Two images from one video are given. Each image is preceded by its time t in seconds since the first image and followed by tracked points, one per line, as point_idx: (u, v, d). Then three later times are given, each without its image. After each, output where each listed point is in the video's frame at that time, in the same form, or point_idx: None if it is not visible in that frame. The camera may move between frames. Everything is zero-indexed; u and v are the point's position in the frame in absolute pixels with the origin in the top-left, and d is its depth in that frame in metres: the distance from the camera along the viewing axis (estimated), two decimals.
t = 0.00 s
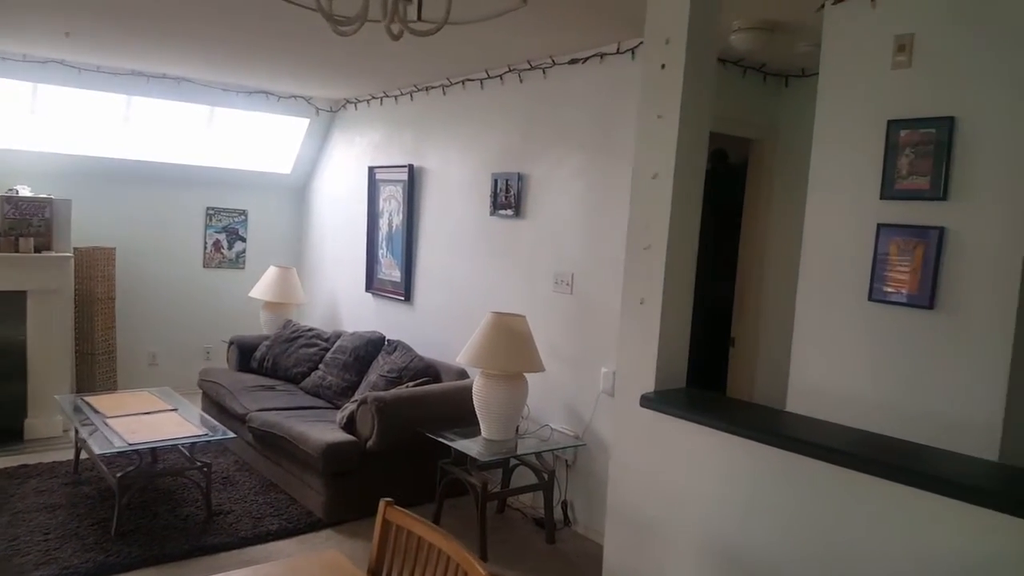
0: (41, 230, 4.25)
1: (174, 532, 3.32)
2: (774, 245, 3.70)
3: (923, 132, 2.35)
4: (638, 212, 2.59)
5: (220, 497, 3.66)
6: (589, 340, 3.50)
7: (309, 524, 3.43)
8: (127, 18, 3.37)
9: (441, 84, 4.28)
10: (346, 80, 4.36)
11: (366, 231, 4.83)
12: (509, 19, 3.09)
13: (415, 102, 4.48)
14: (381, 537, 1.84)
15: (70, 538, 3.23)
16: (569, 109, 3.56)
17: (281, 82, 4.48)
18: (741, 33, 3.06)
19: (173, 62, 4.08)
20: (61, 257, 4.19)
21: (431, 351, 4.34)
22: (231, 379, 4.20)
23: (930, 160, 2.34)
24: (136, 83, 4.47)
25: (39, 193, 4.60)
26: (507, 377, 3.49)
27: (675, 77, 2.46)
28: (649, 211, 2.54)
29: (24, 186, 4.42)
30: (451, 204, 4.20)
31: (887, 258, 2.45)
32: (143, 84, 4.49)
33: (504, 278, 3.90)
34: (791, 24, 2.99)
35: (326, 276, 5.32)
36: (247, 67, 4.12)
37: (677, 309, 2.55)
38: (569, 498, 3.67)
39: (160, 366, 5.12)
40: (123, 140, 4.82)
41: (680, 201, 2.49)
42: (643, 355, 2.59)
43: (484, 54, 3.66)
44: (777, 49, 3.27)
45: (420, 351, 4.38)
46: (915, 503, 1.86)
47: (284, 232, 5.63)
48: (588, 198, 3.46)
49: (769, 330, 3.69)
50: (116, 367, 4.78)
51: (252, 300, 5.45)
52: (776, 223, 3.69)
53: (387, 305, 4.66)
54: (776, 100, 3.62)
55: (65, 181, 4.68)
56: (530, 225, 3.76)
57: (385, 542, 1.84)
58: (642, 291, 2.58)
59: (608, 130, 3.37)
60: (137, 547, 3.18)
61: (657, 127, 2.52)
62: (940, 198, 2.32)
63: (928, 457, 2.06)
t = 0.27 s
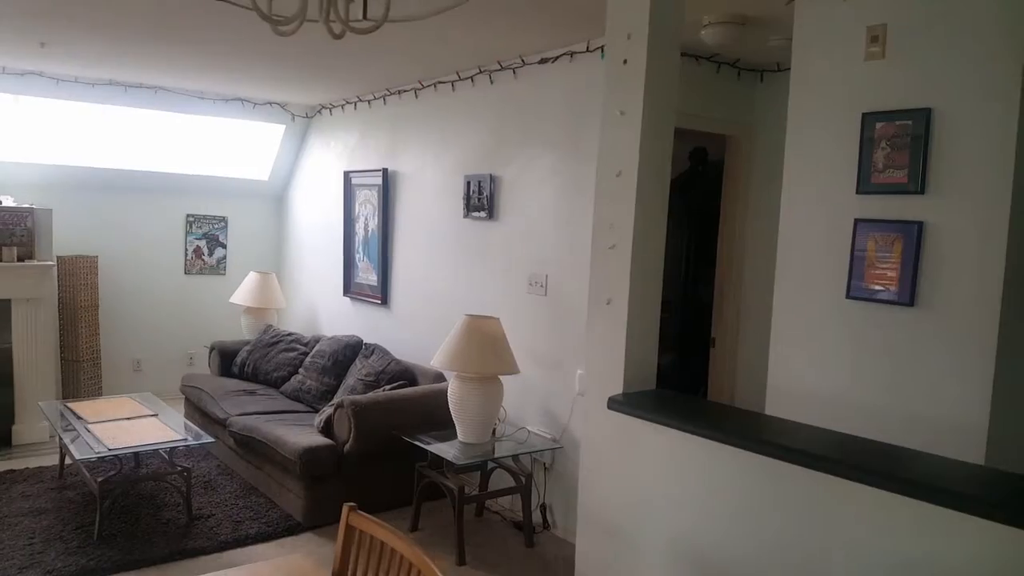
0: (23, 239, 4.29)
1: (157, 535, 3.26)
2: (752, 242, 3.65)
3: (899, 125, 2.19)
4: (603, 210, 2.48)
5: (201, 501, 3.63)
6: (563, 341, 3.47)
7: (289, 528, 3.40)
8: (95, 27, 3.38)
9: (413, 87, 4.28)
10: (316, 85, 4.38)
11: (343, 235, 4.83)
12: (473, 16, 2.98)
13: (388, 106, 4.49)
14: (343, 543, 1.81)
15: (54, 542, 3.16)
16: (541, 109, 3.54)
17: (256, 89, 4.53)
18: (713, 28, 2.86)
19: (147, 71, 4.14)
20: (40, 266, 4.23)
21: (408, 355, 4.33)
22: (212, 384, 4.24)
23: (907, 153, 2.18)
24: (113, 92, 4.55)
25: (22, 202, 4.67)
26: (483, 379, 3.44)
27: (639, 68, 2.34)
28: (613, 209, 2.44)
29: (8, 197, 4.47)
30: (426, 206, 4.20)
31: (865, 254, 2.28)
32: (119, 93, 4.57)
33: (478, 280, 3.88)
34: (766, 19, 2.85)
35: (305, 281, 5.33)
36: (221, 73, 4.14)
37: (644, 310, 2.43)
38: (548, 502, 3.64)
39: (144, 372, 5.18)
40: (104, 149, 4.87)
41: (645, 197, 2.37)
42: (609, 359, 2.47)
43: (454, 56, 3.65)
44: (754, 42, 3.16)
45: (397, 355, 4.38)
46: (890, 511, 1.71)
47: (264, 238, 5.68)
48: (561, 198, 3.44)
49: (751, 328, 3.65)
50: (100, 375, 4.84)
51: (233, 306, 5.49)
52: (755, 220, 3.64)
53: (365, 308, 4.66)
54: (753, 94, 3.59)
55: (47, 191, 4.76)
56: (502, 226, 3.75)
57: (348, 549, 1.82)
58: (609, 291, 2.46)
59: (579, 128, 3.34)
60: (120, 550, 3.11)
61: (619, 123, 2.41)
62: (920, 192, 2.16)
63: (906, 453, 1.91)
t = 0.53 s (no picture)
0: (13, 235, 4.29)
1: (142, 533, 3.24)
2: (745, 239, 3.61)
3: (888, 120, 2.12)
4: (583, 206, 2.44)
5: (188, 499, 3.61)
6: (553, 338, 3.43)
7: (276, 526, 3.38)
8: (81, 21, 3.36)
9: (405, 82, 4.25)
10: (308, 80, 4.37)
11: (336, 231, 4.82)
12: (458, 9, 2.95)
13: (381, 101, 4.47)
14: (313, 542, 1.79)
15: (38, 539, 3.15)
16: (532, 104, 3.50)
17: (248, 84, 4.54)
18: (704, 22, 2.81)
19: (137, 66, 4.15)
20: (30, 262, 4.23)
21: (399, 352, 4.31)
22: (203, 381, 4.23)
23: (896, 149, 2.11)
24: (104, 87, 4.55)
25: (15, 197, 4.67)
26: (472, 377, 3.39)
27: (620, 62, 2.31)
28: (594, 205, 2.40)
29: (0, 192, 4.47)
30: (418, 203, 4.17)
31: (854, 252, 2.22)
32: (111, 88, 4.57)
33: (469, 277, 3.86)
34: (755, 14, 2.80)
35: (298, 277, 5.32)
36: (211, 67, 4.13)
37: (624, 308, 2.40)
38: (537, 501, 3.61)
39: (136, 369, 5.18)
40: (97, 144, 4.86)
41: (626, 192, 2.34)
42: (589, 357, 2.45)
43: (444, 51, 3.62)
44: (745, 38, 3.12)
45: (389, 352, 4.36)
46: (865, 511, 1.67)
47: (257, 234, 5.69)
48: (551, 194, 3.40)
49: (742, 324, 3.66)
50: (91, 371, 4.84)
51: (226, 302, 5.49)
52: (748, 217, 3.60)
53: (358, 305, 4.64)
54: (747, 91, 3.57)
55: (40, 186, 4.75)
56: (493, 222, 3.72)
57: (318, 553, 1.79)
58: (589, 288, 2.43)
59: (569, 124, 3.30)
60: (104, 548, 3.10)
61: (600, 116, 2.38)
62: (908, 188, 2.10)
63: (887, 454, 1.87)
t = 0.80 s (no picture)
0: (13, 243, 4.33)
1: (140, 540, 3.25)
2: (743, 238, 3.57)
3: (881, 116, 2.08)
4: (569, 208, 2.42)
5: (187, 505, 3.62)
6: (550, 341, 3.41)
7: (274, 532, 3.38)
8: (74, 29, 3.38)
9: (401, 85, 4.24)
10: (304, 84, 4.37)
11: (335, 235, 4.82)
12: (445, 11, 2.93)
13: (378, 104, 4.46)
14: (297, 554, 1.69)
15: (36, 547, 3.16)
16: (526, 105, 3.48)
17: (245, 88, 4.55)
18: (698, 21, 2.77)
19: (133, 72, 4.18)
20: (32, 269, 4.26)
21: (398, 355, 4.30)
22: (203, 387, 4.24)
23: (889, 146, 2.07)
24: (103, 94, 4.58)
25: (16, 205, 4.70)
26: (469, 380, 3.36)
27: (605, 62, 2.28)
28: (580, 206, 2.38)
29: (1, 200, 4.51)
30: (415, 205, 4.16)
31: (847, 250, 2.18)
32: (109, 94, 4.60)
33: (466, 279, 3.84)
34: (747, 12, 2.77)
35: (298, 281, 5.33)
36: (206, 72, 4.14)
37: (612, 310, 2.37)
38: (536, 504, 3.58)
39: (138, 375, 5.21)
40: (98, 151, 4.89)
41: (613, 193, 2.32)
42: (578, 360, 2.42)
43: (437, 53, 3.61)
44: (737, 35, 3.08)
45: (388, 355, 4.35)
46: (855, 515, 1.63)
47: (257, 239, 5.71)
48: (547, 195, 3.37)
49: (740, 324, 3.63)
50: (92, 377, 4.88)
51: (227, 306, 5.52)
52: (746, 216, 3.56)
53: (357, 309, 4.64)
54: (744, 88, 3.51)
55: (41, 193, 4.79)
56: (489, 225, 3.70)
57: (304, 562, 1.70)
58: (577, 289, 2.40)
59: (562, 124, 3.27)
60: (102, 555, 3.11)
61: (585, 117, 2.35)
62: (901, 185, 2.06)
63: (879, 457, 1.83)
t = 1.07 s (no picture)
0: (10, 258, 4.37)
1: (139, 553, 3.25)
2: (738, 239, 3.55)
3: (869, 114, 2.07)
4: (557, 212, 2.41)
5: (187, 517, 3.62)
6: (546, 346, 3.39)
7: (274, 542, 3.37)
8: (65, 45, 3.40)
9: (396, 93, 4.25)
10: (298, 94, 4.38)
11: (333, 244, 4.82)
12: (432, 19, 2.93)
13: (373, 113, 4.47)
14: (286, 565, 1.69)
15: (35, 562, 3.16)
16: (518, 111, 3.48)
17: (239, 99, 4.58)
18: (687, 23, 2.77)
19: (127, 86, 4.22)
20: (30, 284, 4.29)
21: (398, 363, 4.29)
22: (202, 398, 4.25)
23: (877, 144, 2.06)
24: (97, 108, 4.63)
25: (15, 221, 4.74)
26: (466, 386, 3.34)
27: (588, 66, 2.27)
28: (567, 211, 2.37)
29: None
30: (411, 212, 4.16)
31: (839, 249, 2.17)
32: (104, 108, 4.64)
33: (464, 285, 3.84)
34: (735, 13, 2.76)
35: (298, 291, 5.34)
36: (199, 85, 4.17)
37: (601, 314, 2.36)
38: (537, 509, 3.57)
39: (138, 388, 5.22)
40: (94, 165, 4.92)
41: (599, 196, 2.31)
42: (568, 365, 2.41)
43: (428, 61, 3.61)
44: (726, 37, 3.07)
45: (388, 363, 4.35)
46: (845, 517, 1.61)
47: (256, 250, 5.72)
48: (541, 200, 3.36)
49: (737, 325, 3.62)
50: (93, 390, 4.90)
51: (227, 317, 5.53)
52: (741, 216, 3.54)
53: (356, 317, 4.64)
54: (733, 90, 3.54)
55: (40, 208, 4.82)
56: (485, 230, 3.69)
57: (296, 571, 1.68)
58: (565, 294, 2.39)
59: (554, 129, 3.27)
60: (101, 569, 3.11)
61: (570, 121, 2.34)
62: (891, 183, 2.04)
63: (870, 458, 1.80)
